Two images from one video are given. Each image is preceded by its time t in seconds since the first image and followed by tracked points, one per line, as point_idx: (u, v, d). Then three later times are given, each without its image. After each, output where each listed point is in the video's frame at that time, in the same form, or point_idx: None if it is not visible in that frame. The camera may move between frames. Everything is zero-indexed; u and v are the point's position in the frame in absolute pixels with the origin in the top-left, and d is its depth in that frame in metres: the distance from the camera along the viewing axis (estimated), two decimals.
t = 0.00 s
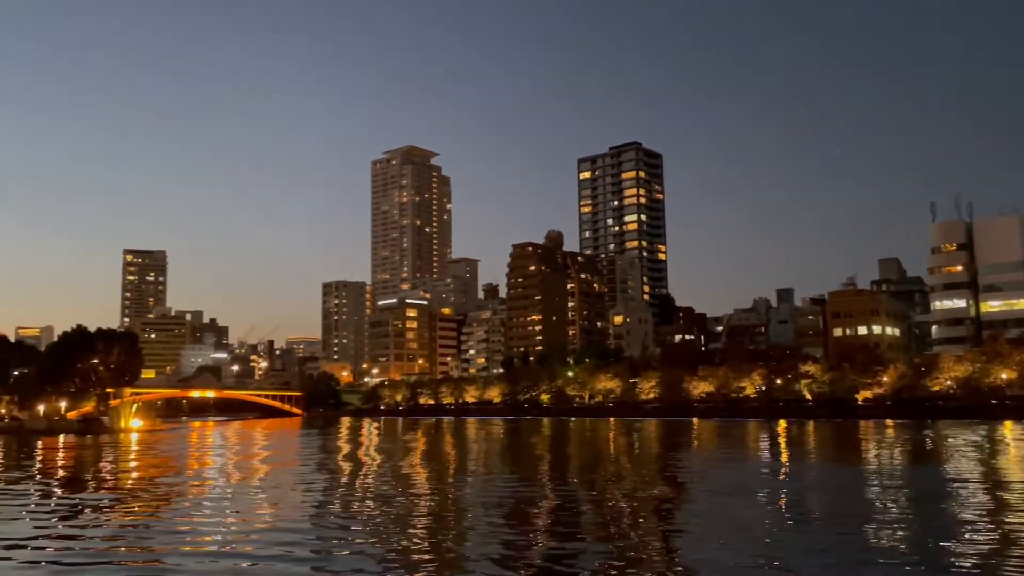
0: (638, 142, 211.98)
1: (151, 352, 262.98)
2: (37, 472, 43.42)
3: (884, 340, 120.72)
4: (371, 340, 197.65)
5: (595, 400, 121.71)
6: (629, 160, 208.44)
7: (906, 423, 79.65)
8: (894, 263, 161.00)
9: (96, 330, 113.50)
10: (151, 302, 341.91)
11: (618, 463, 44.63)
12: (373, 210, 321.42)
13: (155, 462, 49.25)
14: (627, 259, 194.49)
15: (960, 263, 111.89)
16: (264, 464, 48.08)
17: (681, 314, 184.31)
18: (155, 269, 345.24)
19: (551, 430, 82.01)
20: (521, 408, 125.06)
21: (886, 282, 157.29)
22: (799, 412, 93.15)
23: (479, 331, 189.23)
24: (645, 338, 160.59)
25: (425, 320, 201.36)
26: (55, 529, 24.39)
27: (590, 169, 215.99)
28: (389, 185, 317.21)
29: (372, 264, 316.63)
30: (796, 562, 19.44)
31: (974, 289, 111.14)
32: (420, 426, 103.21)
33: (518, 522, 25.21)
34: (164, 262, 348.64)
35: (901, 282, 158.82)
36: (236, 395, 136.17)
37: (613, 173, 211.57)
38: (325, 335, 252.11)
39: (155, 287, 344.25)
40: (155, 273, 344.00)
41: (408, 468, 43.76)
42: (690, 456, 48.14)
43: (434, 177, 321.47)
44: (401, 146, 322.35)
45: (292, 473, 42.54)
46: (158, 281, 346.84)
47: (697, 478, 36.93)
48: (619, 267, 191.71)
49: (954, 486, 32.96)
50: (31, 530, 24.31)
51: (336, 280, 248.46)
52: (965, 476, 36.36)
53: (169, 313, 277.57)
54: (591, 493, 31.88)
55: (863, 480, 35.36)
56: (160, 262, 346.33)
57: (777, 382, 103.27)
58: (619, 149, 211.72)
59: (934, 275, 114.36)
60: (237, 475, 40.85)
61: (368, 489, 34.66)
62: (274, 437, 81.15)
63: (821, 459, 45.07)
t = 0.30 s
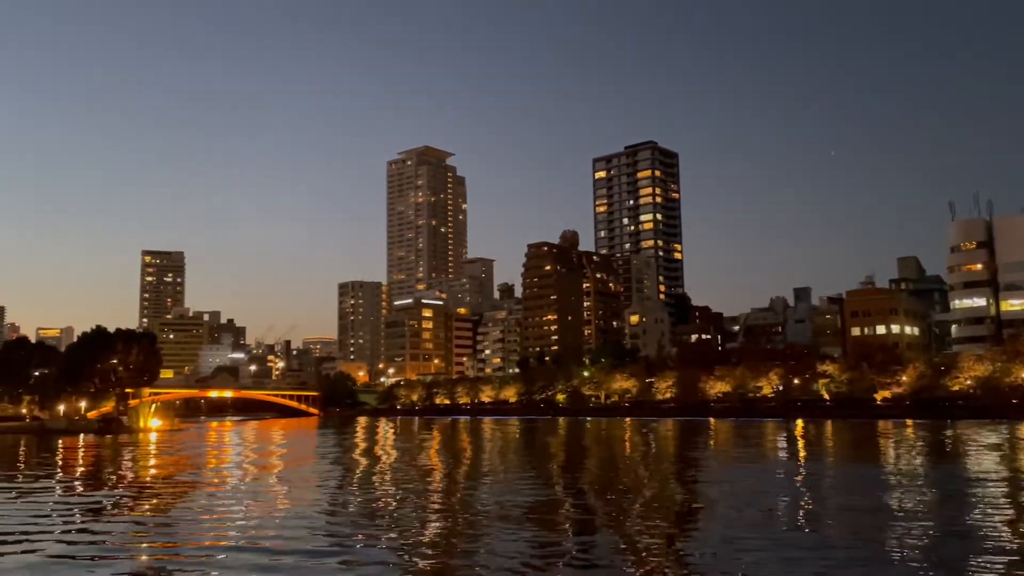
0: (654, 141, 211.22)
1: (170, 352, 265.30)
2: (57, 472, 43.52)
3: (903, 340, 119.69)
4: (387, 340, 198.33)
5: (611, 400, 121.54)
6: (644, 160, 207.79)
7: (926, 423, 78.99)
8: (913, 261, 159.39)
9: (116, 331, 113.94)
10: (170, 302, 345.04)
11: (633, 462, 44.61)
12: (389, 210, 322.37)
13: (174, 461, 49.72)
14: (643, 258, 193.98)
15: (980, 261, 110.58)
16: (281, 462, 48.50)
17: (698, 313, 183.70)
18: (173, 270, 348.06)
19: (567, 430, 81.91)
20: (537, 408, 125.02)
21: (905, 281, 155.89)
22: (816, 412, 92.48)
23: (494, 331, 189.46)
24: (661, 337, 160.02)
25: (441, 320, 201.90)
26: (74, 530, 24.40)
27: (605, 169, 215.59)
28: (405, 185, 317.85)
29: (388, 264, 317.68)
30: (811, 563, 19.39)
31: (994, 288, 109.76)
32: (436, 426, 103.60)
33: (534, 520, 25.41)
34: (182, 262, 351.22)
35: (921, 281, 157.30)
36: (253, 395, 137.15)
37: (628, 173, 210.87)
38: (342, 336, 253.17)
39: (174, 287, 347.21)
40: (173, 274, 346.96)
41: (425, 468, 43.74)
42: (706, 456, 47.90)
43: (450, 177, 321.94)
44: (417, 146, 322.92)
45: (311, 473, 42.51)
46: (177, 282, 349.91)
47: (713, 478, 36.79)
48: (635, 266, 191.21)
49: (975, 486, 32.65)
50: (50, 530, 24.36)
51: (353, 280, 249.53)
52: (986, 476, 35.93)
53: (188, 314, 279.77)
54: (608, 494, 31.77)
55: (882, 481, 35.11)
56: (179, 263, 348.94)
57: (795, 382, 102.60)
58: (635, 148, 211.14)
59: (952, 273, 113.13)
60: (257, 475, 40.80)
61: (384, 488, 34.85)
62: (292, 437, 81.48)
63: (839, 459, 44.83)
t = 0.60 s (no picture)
0: (669, 140, 210.63)
1: (188, 352, 267.38)
2: (77, 472, 43.57)
3: (921, 338, 118.68)
4: (403, 340, 198.78)
5: (627, 399, 121.27)
6: (659, 158, 207.30)
7: (944, 422, 78.27)
8: (931, 259, 158.10)
9: (134, 331, 114.69)
10: (188, 303, 347.83)
11: (648, 462, 44.49)
12: (404, 210, 323.17)
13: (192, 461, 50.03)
14: (659, 257, 193.39)
15: (999, 259, 109.51)
16: (298, 462, 48.66)
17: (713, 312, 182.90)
18: (191, 271, 350.80)
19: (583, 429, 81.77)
20: (552, 408, 124.96)
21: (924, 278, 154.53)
22: (833, 412, 91.85)
23: (509, 331, 189.52)
24: (677, 336, 159.46)
25: (456, 320, 202.15)
26: (89, 530, 24.42)
27: (619, 168, 215.21)
28: (419, 186, 318.54)
29: (404, 265, 318.52)
30: (825, 562, 19.32)
31: (1014, 286, 108.61)
32: (451, 425, 103.73)
33: (547, 520, 25.47)
34: (199, 263, 353.68)
35: (939, 279, 155.92)
36: (270, 394, 137.92)
37: (643, 172, 210.39)
38: (358, 336, 254.01)
39: (191, 288, 349.90)
40: (191, 275, 349.77)
41: (441, 468, 43.50)
42: (722, 456, 47.52)
43: (464, 177, 322.35)
44: (431, 146, 323.55)
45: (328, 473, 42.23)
46: (194, 282, 352.76)
47: (729, 477, 36.60)
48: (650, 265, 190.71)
49: (995, 486, 32.27)
50: (66, 531, 24.37)
51: (368, 280, 250.41)
52: (1006, 476, 35.52)
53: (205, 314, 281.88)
54: (622, 494, 31.68)
55: (901, 481, 34.75)
56: (196, 264, 351.31)
57: (812, 381, 101.92)
58: (650, 147, 210.64)
59: (971, 271, 111.97)
60: (276, 476, 40.65)
61: (399, 487, 34.91)
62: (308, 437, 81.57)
63: (856, 459, 44.27)
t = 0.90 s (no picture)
0: (683, 138, 209.85)
1: (205, 353, 269.19)
2: (96, 472, 43.74)
3: (940, 336, 117.45)
4: (417, 340, 199.04)
5: (642, 398, 120.92)
6: (674, 157, 206.63)
7: (963, 421, 77.55)
8: (949, 256, 156.82)
9: (151, 331, 115.60)
10: (204, 304, 350.10)
11: (663, 461, 44.23)
12: (418, 210, 323.79)
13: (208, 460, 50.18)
14: (674, 256, 192.70)
15: (1019, 256, 108.08)
16: (314, 462, 48.59)
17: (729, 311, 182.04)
18: (207, 272, 353.25)
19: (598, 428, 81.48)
20: (567, 407, 124.76)
21: (942, 276, 153.10)
22: (851, 411, 91.23)
23: (524, 330, 189.48)
24: (692, 335, 158.90)
25: (470, 319, 202.23)
26: (108, 530, 24.50)
27: (633, 166, 214.65)
28: (433, 185, 318.93)
29: (418, 265, 319.23)
30: (844, 563, 19.03)
31: None
32: (466, 424, 103.77)
33: (559, 519, 25.38)
34: (215, 264, 356.12)
35: (957, 276, 154.48)
36: (286, 394, 138.54)
37: (657, 170, 209.75)
38: (372, 335, 254.66)
39: (208, 289, 352.28)
40: (207, 276, 352.11)
41: (455, 468, 43.16)
42: (737, 456, 46.97)
43: (478, 177, 322.60)
44: (445, 147, 323.92)
45: (343, 473, 42.09)
46: (211, 283, 355.24)
47: (746, 478, 36.19)
48: (665, 264, 190.20)
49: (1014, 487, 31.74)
50: (84, 531, 24.45)
51: (383, 281, 251.00)
52: None
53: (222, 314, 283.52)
54: (635, 494, 31.39)
55: (919, 481, 34.19)
56: (212, 265, 353.58)
57: (829, 379, 101.27)
58: (664, 145, 209.89)
59: (990, 268, 110.78)
60: (292, 476, 40.53)
61: (412, 487, 34.75)
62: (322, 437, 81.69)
63: (874, 458, 43.58)
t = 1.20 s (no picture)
0: (696, 136, 209.10)
1: (221, 353, 270.95)
2: (114, 472, 43.92)
3: (957, 334, 116.18)
4: (431, 340, 199.40)
5: (657, 398, 120.75)
6: (687, 155, 205.89)
7: (981, 420, 76.60)
8: (966, 253, 155.42)
9: (168, 332, 116.53)
10: (220, 304, 352.44)
11: (678, 461, 43.98)
12: (431, 210, 324.35)
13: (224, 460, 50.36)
14: (688, 254, 192.02)
15: None
16: (330, 462, 48.64)
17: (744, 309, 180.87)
18: (223, 273, 355.49)
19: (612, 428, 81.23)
20: (581, 406, 124.61)
21: (959, 273, 151.71)
22: (868, 409, 90.59)
23: (538, 329, 189.45)
24: (707, 334, 158.24)
25: (484, 319, 202.37)
26: (124, 530, 24.57)
27: (647, 165, 214.02)
28: (447, 185, 319.32)
29: (432, 264, 319.84)
30: (864, 563, 18.92)
31: None
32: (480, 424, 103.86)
33: (577, 519, 25.35)
34: (231, 265, 358.45)
35: (975, 273, 152.96)
36: (301, 394, 139.23)
37: (671, 168, 209.06)
38: (386, 335, 255.31)
39: (223, 289, 354.57)
40: (223, 276, 354.37)
41: (470, 468, 43.01)
42: (752, 455, 46.32)
43: (491, 177, 322.73)
44: (458, 146, 324.37)
45: (358, 473, 42.04)
46: (226, 283, 357.50)
47: (763, 478, 35.84)
48: (679, 263, 189.59)
49: None
50: (101, 531, 24.52)
51: (397, 280, 251.45)
52: None
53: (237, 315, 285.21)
54: (651, 493, 31.27)
55: (938, 480, 33.78)
56: (227, 266, 355.72)
57: (846, 378, 100.88)
58: (677, 143, 209.16)
59: (1008, 265, 109.61)
60: (308, 476, 40.47)
61: (427, 487, 34.72)
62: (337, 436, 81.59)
63: (892, 459, 42.83)
